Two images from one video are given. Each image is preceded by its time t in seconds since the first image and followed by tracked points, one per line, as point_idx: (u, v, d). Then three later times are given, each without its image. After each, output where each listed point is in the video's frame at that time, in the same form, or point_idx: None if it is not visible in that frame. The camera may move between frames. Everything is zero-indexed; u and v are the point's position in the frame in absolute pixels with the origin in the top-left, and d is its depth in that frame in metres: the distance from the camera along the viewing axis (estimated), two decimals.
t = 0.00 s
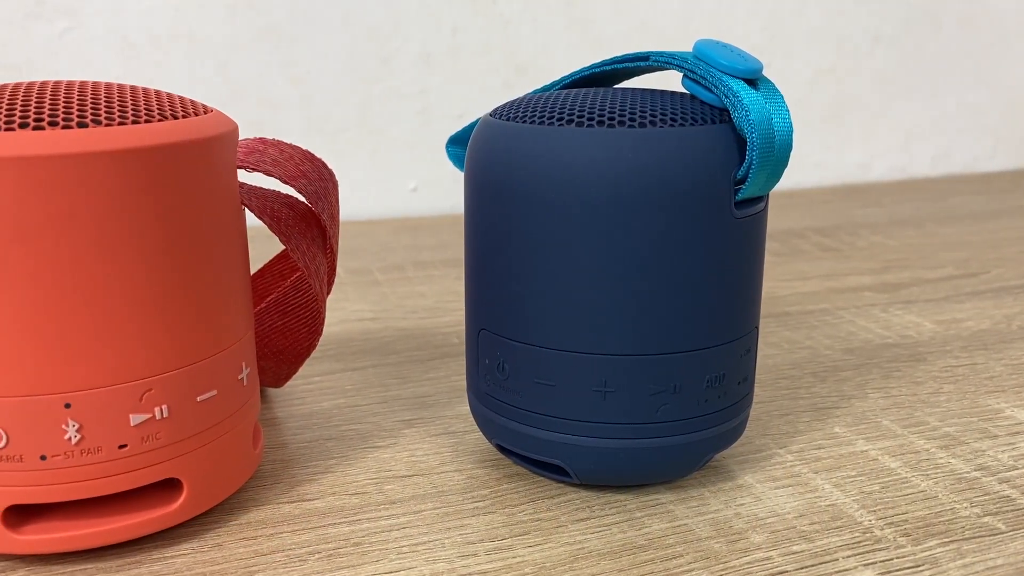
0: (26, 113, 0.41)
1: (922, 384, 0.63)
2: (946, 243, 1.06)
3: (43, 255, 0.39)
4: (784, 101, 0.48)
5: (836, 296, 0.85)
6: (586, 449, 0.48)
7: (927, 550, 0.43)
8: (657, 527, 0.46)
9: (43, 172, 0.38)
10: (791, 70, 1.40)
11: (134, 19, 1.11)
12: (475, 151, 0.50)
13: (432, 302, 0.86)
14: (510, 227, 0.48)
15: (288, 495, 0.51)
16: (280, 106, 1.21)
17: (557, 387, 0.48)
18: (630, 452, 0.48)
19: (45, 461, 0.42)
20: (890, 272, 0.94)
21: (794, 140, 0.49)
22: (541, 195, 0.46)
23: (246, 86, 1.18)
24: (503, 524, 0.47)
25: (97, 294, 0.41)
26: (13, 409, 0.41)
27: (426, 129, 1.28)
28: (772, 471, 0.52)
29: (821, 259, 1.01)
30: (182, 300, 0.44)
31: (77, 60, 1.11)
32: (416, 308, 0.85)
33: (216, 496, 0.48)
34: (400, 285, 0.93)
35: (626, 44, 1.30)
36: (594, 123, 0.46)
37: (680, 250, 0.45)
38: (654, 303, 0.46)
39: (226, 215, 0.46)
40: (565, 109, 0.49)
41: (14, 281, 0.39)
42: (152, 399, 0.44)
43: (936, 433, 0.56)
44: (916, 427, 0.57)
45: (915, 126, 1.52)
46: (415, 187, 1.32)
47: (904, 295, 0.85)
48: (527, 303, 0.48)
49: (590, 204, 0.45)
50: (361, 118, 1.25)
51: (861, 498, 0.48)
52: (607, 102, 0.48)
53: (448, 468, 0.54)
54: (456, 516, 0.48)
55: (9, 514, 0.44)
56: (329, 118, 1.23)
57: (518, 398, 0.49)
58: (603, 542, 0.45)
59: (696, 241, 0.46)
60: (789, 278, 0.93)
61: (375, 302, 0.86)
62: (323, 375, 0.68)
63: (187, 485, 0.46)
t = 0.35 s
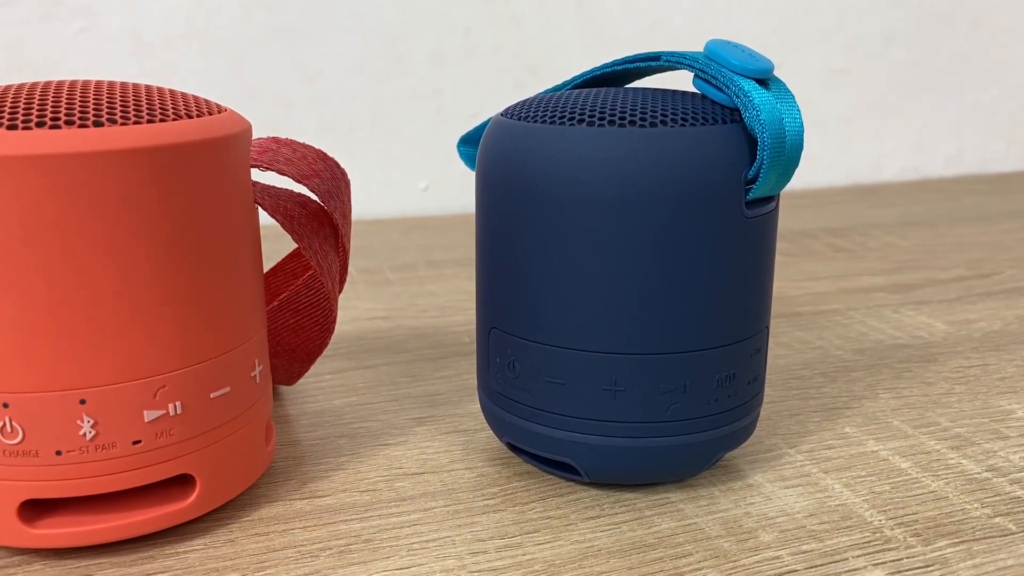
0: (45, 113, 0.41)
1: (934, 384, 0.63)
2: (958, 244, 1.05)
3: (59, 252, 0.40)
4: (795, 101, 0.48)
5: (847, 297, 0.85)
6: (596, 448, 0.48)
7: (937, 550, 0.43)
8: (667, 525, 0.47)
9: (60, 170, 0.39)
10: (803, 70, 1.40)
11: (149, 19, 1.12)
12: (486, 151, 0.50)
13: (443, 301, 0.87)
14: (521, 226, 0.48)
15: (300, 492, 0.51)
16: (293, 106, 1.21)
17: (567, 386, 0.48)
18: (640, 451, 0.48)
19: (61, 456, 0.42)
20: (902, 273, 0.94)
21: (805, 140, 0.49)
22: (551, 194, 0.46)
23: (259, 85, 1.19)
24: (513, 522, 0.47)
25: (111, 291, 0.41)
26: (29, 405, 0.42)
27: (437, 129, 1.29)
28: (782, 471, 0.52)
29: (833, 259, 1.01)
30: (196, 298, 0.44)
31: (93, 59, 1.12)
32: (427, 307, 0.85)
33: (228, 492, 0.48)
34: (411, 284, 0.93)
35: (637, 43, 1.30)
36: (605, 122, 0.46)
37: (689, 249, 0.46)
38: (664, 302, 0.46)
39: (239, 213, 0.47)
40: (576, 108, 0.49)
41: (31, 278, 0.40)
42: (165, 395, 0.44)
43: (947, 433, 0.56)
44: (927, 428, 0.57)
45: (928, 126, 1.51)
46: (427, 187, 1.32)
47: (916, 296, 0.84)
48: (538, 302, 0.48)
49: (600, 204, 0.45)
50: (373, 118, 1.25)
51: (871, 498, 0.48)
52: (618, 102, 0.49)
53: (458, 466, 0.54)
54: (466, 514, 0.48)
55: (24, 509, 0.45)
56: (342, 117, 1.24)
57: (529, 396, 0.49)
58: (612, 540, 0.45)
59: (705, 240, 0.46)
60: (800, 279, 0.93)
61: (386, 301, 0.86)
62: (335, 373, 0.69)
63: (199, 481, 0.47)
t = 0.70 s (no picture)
0: (61, 112, 0.42)
1: (945, 385, 0.63)
2: (970, 245, 1.05)
3: (72, 250, 0.40)
4: (806, 101, 0.48)
5: (858, 297, 0.85)
6: (606, 446, 0.48)
7: (946, 551, 0.43)
8: (676, 524, 0.47)
9: (74, 169, 0.39)
10: (815, 71, 1.40)
11: (164, 19, 1.13)
12: (497, 150, 0.51)
13: (454, 300, 0.87)
14: (531, 226, 0.48)
15: (311, 489, 0.52)
16: (305, 106, 1.22)
17: (576, 384, 0.48)
18: (649, 450, 0.48)
19: (75, 452, 0.43)
20: (913, 273, 0.93)
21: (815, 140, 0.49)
22: (561, 194, 0.46)
23: (271, 85, 1.20)
24: (522, 520, 0.48)
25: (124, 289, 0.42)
26: (44, 401, 0.42)
27: (448, 129, 1.29)
28: (791, 470, 0.52)
29: (844, 260, 1.00)
30: (209, 295, 0.45)
31: (108, 59, 1.13)
32: (438, 306, 0.85)
33: (240, 488, 0.49)
34: (421, 283, 0.93)
35: (649, 44, 1.30)
36: (615, 123, 0.47)
37: (698, 248, 0.46)
38: (673, 302, 0.46)
39: (250, 211, 0.47)
40: (586, 109, 0.49)
41: (46, 275, 0.40)
42: (177, 391, 0.44)
43: (957, 434, 0.55)
44: (938, 428, 0.56)
45: (941, 126, 1.50)
46: (438, 186, 1.33)
47: (927, 297, 0.84)
48: (548, 301, 0.48)
49: (609, 203, 0.45)
50: (385, 118, 1.26)
51: (881, 498, 0.48)
52: (628, 102, 0.49)
53: (468, 464, 0.54)
54: (476, 511, 0.49)
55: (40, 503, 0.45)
56: (354, 117, 1.24)
57: (538, 394, 0.50)
58: (621, 539, 0.45)
59: (714, 240, 0.46)
60: (810, 280, 0.92)
61: (397, 300, 0.87)
62: (346, 371, 0.69)
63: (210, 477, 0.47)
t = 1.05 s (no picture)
0: (77, 111, 0.42)
1: (955, 385, 0.63)
2: (982, 246, 1.05)
3: (86, 248, 0.41)
4: (817, 101, 0.48)
5: (869, 298, 0.84)
6: (617, 445, 0.49)
7: (955, 551, 0.43)
8: (685, 523, 0.47)
9: (88, 168, 0.40)
10: (826, 71, 1.39)
11: (176, 19, 1.14)
12: (508, 150, 0.51)
13: (464, 300, 0.87)
14: (542, 225, 0.48)
15: (322, 487, 0.52)
16: (316, 105, 1.22)
17: (585, 383, 0.48)
18: (658, 449, 0.48)
19: (90, 448, 0.43)
20: (924, 274, 0.93)
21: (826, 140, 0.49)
22: (572, 193, 0.46)
23: (283, 85, 1.20)
24: (532, 518, 0.48)
25: (139, 286, 0.42)
26: (59, 397, 0.43)
27: (458, 128, 1.29)
28: (800, 470, 0.52)
29: (854, 260, 1.00)
30: (221, 293, 0.45)
31: (120, 59, 1.14)
32: (448, 305, 0.86)
33: (253, 484, 0.49)
34: (431, 283, 0.94)
35: (659, 44, 1.30)
36: (626, 122, 0.47)
37: (709, 248, 0.46)
38: (684, 301, 0.46)
39: (262, 208, 0.47)
40: (596, 107, 0.49)
41: (60, 272, 0.41)
42: (190, 388, 0.45)
43: (968, 435, 0.55)
44: (947, 429, 0.56)
45: (953, 126, 1.49)
46: (448, 186, 1.33)
47: (938, 297, 0.84)
48: (558, 300, 0.48)
49: (619, 202, 0.45)
50: (395, 118, 1.26)
51: (891, 499, 0.48)
52: (639, 102, 0.49)
53: (478, 462, 0.55)
54: (485, 509, 0.49)
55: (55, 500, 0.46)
56: (365, 117, 1.25)
57: (548, 393, 0.50)
58: (630, 537, 0.46)
59: (725, 239, 0.46)
60: (821, 280, 0.92)
61: (407, 299, 0.87)
62: (356, 369, 0.69)
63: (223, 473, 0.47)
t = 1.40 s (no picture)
0: (92, 110, 0.43)
1: (967, 386, 0.63)
2: (995, 247, 1.04)
3: (100, 245, 0.41)
4: (827, 101, 0.48)
5: (880, 299, 0.84)
6: (626, 444, 0.49)
7: (965, 551, 0.43)
8: (693, 522, 0.47)
9: (103, 166, 0.40)
10: (838, 71, 1.39)
11: (190, 19, 1.14)
12: (518, 150, 0.51)
13: (474, 299, 0.88)
14: (552, 224, 0.48)
15: (333, 484, 0.52)
16: (328, 105, 1.23)
17: (595, 382, 0.48)
18: (667, 449, 0.48)
19: (103, 444, 0.44)
20: (937, 275, 0.93)
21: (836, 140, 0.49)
22: (583, 192, 0.47)
23: (295, 85, 1.21)
24: (541, 516, 0.48)
25: (151, 283, 0.43)
26: (73, 393, 0.43)
27: (469, 128, 1.30)
28: (809, 470, 0.52)
29: (866, 261, 1.00)
30: (233, 290, 0.45)
31: (135, 59, 1.15)
32: (458, 304, 0.86)
33: (264, 480, 0.49)
34: (442, 282, 0.94)
35: (670, 44, 1.29)
36: (636, 122, 0.47)
37: (719, 248, 0.46)
38: (694, 300, 0.46)
39: (274, 206, 0.48)
40: (607, 107, 0.49)
41: (75, 269, 0.41)
42: (202, 384, 0.45)
43: (979, 436, 0.55)
44: (959, 430, 0.56)
45: (967, 127, 1.49)
46: (459, 186, 1.33)
47: (950, 298, 0.83)
48: (568, 298, 0.49)
49: (630, 202, 0.46)
50: (407, 117, 1.27)
51: (900, 499, 0.48)
52: (649, 102, 0.49)
53: (487, 460, 0.55)
54: (495, 507, 0.49)
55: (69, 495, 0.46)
56: (376, 116, 1.25)
57: (558, 392, 0.50)
58: (639, 535, 0.46)
59: (735, 239, 0.46)
60: (832, 281, 0.92)
61: (417, 298, 0.88)
62: (367, 368, 0.70)
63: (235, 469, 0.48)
